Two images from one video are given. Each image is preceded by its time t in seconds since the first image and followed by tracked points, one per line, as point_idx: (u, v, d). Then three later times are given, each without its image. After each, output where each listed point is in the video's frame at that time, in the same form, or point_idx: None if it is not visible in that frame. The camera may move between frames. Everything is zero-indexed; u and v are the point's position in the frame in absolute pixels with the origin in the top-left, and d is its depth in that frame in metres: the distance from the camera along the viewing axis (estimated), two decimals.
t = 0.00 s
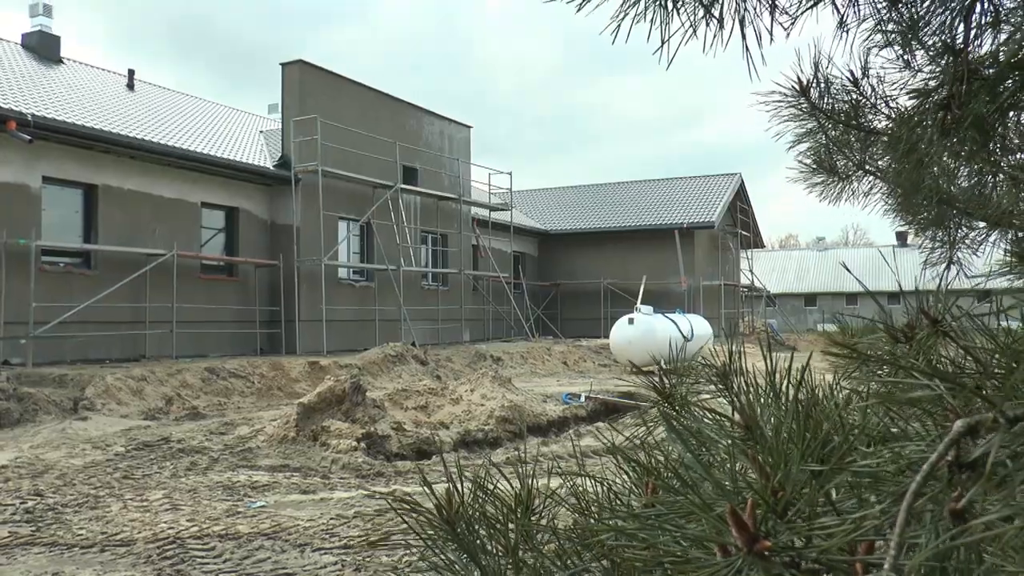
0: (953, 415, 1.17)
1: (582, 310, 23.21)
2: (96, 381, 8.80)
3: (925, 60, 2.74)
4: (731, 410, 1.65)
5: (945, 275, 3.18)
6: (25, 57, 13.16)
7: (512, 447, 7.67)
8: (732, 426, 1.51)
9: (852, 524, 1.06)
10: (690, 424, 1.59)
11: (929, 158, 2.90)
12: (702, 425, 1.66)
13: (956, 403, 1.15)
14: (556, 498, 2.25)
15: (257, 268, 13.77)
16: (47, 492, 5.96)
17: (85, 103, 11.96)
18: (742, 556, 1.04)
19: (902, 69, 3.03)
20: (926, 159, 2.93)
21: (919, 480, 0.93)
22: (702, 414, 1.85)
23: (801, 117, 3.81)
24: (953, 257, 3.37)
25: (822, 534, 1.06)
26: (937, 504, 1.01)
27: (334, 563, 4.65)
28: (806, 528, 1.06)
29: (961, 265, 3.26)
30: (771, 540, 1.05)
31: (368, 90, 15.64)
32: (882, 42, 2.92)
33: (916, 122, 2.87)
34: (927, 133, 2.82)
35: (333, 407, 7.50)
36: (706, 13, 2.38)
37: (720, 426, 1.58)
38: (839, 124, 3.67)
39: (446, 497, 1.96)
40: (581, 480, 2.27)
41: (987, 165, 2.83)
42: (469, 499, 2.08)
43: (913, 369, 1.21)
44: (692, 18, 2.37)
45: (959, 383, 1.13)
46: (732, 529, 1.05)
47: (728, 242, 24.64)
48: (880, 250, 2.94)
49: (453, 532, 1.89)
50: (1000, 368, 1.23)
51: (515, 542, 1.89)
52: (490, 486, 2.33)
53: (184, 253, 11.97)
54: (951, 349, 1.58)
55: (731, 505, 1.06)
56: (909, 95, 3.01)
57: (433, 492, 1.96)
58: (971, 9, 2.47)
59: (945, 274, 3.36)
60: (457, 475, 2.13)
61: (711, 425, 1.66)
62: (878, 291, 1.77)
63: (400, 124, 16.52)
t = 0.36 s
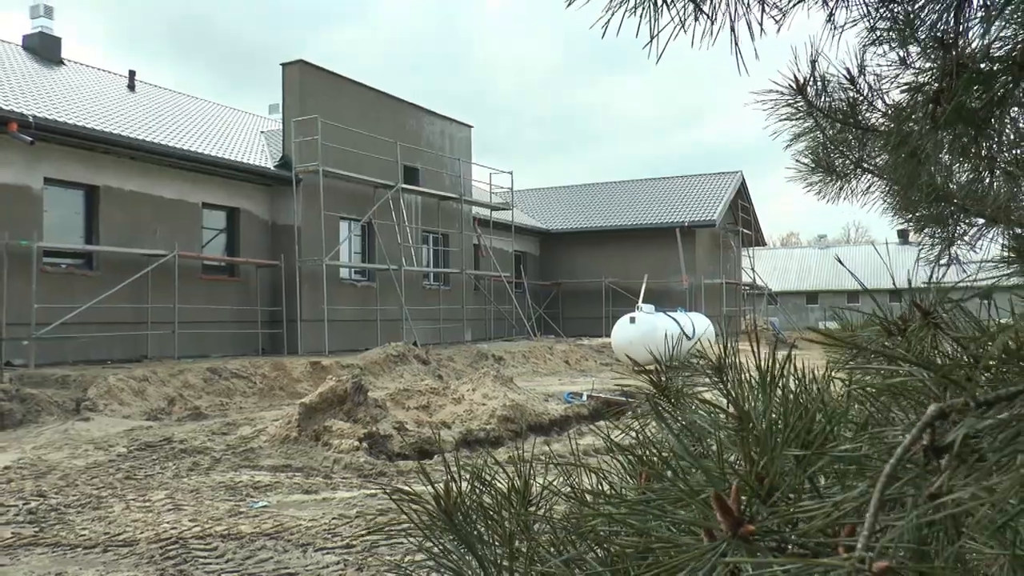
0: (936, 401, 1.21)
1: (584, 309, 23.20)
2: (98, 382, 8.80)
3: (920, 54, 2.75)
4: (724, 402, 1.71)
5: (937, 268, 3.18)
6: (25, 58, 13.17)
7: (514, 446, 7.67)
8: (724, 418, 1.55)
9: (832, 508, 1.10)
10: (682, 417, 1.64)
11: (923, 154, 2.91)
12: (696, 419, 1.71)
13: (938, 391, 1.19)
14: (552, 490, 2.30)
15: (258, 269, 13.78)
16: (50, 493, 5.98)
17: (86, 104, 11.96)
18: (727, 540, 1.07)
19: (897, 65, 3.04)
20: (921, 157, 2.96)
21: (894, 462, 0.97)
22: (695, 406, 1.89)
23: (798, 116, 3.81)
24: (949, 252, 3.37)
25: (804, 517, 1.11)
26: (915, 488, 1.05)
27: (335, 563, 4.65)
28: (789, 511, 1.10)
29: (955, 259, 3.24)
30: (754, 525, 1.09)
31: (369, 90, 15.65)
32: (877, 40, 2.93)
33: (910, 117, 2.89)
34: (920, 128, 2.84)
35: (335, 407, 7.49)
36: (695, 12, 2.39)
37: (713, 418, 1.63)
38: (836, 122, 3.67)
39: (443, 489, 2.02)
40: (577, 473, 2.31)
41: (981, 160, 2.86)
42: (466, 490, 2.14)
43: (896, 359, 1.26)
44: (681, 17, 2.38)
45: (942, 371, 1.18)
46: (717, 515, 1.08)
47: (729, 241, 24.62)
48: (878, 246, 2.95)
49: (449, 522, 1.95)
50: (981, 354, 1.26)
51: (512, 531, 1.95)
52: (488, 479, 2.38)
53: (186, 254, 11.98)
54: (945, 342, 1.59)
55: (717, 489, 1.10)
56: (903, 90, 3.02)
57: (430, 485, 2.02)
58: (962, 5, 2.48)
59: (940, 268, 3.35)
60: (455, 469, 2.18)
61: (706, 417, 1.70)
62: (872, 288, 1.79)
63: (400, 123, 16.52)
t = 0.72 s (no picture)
0: (934, 394, 1.22)
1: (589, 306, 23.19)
2: (104, 381, 8.81)
3: (923, 51, 2.73)
4: (727, 397, 1.71)
5: (942, 264, 3.15)
6: (30, 58, 13.20)
7: (519, 444, 7.68)
8: (726, 413, 1.55)
9: (832, 500, 1.11)
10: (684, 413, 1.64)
11: (927, 152, 2.92)
12: (697, 416, 1.71)
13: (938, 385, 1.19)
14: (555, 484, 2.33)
15: (264, 267, 13.79)
16: (56, 491, 6.00)
17: (90, 104, 11.98)
18: (726, 533, 1.08)
19: (900, 63, 3.03)
20: (925, 154, 2.95)
21: (892, 457, 0.98)
22: (697, 400, 1.89)
23: (800, 115, 3.81)
24: (954, 250, 3.37)
25: (803, 510, 1.12)
26: (914, 481, 1.06)
27: (341, 561, 4.66)
28: (788, 504, 1.11)
29: (961, 255, 3.24)
30: (754, 518, 1.09)
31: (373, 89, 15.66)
32: (880, 37, 2.92)
33: (913, 114, 2.89)
34: (923, 126, 2.84)
35: (340, 405, 7.50)
36: (698, 11, 2.40)
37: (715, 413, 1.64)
38: (839, 121, 3.66)
39: (446, 482, 2.04)
40: (580, 468, 2.33)
41: (984, 157, 2.85)
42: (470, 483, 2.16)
43: (896, 353, 1.26)
44: (683, 16, 2.39)
45: (941, 364, 1.19)
46: (717, 506, 1.09)
47: (734, 238, 24.59)
48: (881, 242, 2.94)
49: (452, 514, 1.97)
50: (981, 348, 1.26)
51: (514, 525, 1.94)
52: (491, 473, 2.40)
53: (190, 252, 12.00)
54: (945, 335, 1.59)
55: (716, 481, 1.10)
56: (906, 87, 3.01)
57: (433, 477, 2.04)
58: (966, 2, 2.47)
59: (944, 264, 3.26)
60: (459, 462, 2.21)
61: (709, 413, 1.71)
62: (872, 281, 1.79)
63: (404, 122, 16.52)
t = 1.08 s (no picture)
0: (949, 400, 1.20)
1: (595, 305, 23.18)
2: (111, 379, 8.84)
3: (930, 53, 2.71)
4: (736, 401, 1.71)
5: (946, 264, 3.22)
6: (37, 57, 13.24)
7: (526, 443, 7.68)
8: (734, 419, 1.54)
9: (845, 507, 1.10)
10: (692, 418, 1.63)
11: (935, 152, 2.91)
12: (708, 420, 1.70)
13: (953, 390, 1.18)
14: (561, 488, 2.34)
15: (270, 266, 13.81)
16: (64, 490, 6.02)
17: (97, 103, 12.00)
18: (735, 539, 1.07)
19: (907, 63, 3.00)
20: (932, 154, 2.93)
21: (908, 463, 0.96)
22: (704, 405, 1.87)
23: (808, 117, 3.79)
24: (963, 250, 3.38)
25: (817, 517, 1.11)
26: (928, 487, 1.04)
27: (348, 559, 4.67)
28: (800, 510, 1.10)
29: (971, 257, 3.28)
30: (765, 525, 1.08)
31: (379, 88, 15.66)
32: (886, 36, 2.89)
33: (921, 114, 2.87)
34: (931, 126, 2.83)
35: (346, 404, 7.50)
36: (706, 10, 2.39)
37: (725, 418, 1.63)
38: (846, 121, 3.64)
39: (452, 486, 2.04)
40: (587, 471, 2.33)
41: (993, 158, 2.83)
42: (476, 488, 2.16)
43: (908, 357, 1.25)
44: (691, 13, 2.37)
45: (956, 368, 1.17)
46: (727, 513, 1.07)
47: (740, 236, 24.53)
48: (888, 242, 2.92)
49: (458, 520, 1.97)
50: (996, 352, 1.24)
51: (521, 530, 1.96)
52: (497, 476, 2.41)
53: (197, 252, 12.02)
54: (955, 337, 1.57)
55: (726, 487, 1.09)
56: (914, 87, 2.98)
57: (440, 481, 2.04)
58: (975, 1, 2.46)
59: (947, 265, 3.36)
60: (465, 467, 2.21)
61: (717, 419, 1.70)
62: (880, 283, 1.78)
63: (411, 121, 16.52)
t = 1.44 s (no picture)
0: (980, 412, 1.19)
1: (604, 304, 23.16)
2: (122, 378, 8.86)
3: (945, 54, 2.72)
4: (753, 410, 1.70)
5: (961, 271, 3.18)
6: (47, 58, 13.30)
7: (536, 443, 7.69)
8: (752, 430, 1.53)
9: (875, 525, 1.10)
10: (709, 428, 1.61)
11: (948, 156, 2.90)
12: (725, 427, 1.69)
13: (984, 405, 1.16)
14: (574, 498, 2.34)
15: (280, 266, 13.84)
16: (76, 488, 6.05)
17: (108, 103, 12.05)
18: (762, 559, 1.08)
19: (921, 65, 2.99)
20: (946, 158, 2.93)
21: (943, 482, 0.96)
22: (721, 416, 1.87)
23: (819, 120, 3.76)
24: (977, 253, 3.37)
25: (844, 535, 1.11)
26: (962, 505, 1.03)
27: (357, 558, 4.68)
28: (828, 529, 1.10)
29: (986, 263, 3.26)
30: (792, 542, 1.09)
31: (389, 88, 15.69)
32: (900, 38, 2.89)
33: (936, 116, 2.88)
34: (948, 126, 2.84)
35: (356, 403, 7.50)
36: (721, 9, 2.38)
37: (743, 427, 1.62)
38: (857, 124, 3.62)
39: (465, 497, 2.03)
40: (600, 479, 2.32)
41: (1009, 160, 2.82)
42: (489, 499, 2.15)
43: (934, 368, 1.24)
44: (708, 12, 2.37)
45: (988, 380, 1.16)
46: (753, 531, 1.10)
47: (750, 236, 24.45)
48: (903, 245, 2.91)
49: (472, 532, 1.96)
50: None
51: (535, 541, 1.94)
52: (509, 484, 2.40)
53: (207, 251, 12.05)
54: (972, 344, 1.57)
55: (752, 506, 1.11)
56: (929, 88, 2.97)
57: (453, 491, 2.04)
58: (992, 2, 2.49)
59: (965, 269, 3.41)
60: (478, 477, 2.21)
61: (734, 429, 1.68)
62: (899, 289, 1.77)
63: (420, 121, 16.55)
